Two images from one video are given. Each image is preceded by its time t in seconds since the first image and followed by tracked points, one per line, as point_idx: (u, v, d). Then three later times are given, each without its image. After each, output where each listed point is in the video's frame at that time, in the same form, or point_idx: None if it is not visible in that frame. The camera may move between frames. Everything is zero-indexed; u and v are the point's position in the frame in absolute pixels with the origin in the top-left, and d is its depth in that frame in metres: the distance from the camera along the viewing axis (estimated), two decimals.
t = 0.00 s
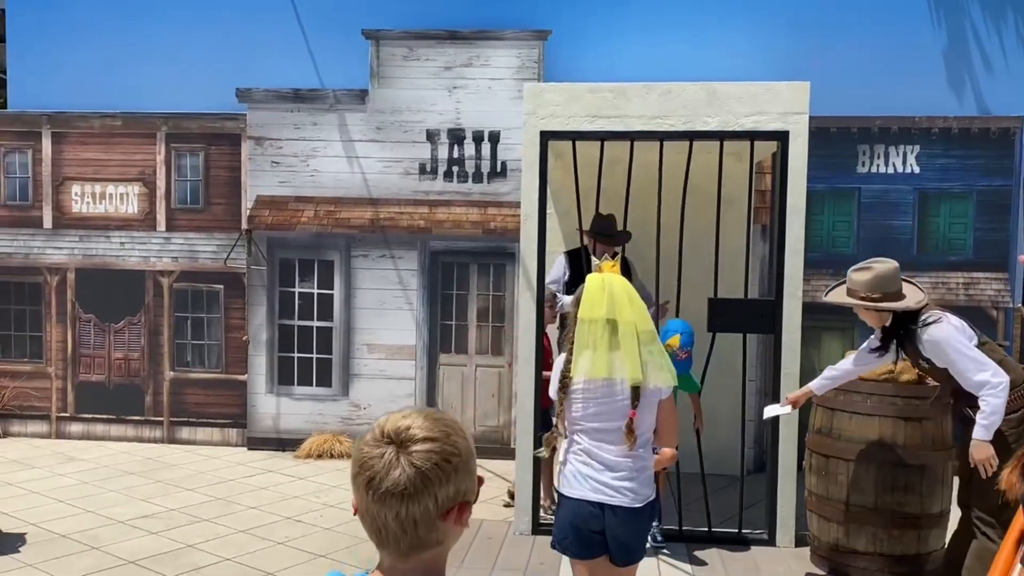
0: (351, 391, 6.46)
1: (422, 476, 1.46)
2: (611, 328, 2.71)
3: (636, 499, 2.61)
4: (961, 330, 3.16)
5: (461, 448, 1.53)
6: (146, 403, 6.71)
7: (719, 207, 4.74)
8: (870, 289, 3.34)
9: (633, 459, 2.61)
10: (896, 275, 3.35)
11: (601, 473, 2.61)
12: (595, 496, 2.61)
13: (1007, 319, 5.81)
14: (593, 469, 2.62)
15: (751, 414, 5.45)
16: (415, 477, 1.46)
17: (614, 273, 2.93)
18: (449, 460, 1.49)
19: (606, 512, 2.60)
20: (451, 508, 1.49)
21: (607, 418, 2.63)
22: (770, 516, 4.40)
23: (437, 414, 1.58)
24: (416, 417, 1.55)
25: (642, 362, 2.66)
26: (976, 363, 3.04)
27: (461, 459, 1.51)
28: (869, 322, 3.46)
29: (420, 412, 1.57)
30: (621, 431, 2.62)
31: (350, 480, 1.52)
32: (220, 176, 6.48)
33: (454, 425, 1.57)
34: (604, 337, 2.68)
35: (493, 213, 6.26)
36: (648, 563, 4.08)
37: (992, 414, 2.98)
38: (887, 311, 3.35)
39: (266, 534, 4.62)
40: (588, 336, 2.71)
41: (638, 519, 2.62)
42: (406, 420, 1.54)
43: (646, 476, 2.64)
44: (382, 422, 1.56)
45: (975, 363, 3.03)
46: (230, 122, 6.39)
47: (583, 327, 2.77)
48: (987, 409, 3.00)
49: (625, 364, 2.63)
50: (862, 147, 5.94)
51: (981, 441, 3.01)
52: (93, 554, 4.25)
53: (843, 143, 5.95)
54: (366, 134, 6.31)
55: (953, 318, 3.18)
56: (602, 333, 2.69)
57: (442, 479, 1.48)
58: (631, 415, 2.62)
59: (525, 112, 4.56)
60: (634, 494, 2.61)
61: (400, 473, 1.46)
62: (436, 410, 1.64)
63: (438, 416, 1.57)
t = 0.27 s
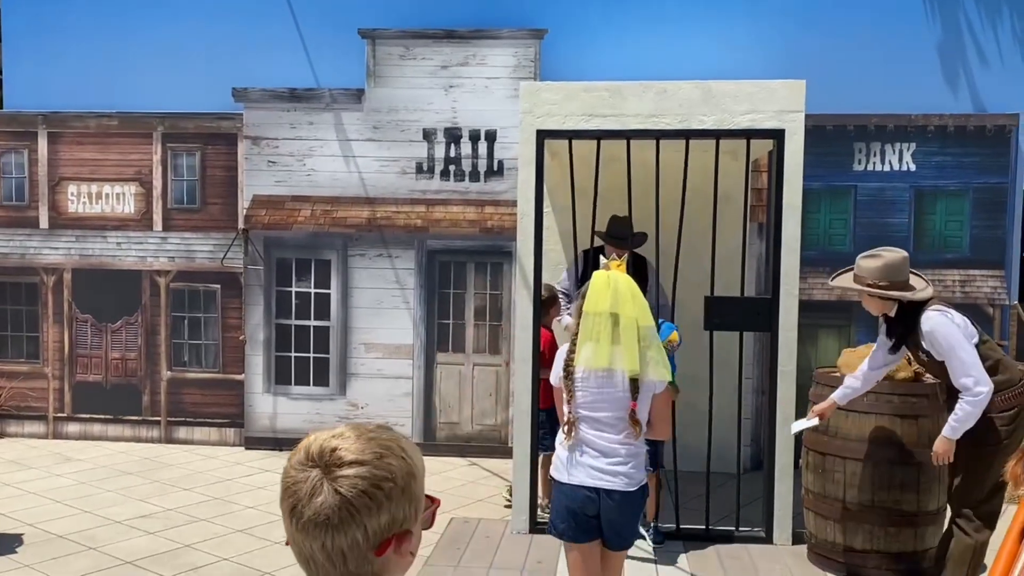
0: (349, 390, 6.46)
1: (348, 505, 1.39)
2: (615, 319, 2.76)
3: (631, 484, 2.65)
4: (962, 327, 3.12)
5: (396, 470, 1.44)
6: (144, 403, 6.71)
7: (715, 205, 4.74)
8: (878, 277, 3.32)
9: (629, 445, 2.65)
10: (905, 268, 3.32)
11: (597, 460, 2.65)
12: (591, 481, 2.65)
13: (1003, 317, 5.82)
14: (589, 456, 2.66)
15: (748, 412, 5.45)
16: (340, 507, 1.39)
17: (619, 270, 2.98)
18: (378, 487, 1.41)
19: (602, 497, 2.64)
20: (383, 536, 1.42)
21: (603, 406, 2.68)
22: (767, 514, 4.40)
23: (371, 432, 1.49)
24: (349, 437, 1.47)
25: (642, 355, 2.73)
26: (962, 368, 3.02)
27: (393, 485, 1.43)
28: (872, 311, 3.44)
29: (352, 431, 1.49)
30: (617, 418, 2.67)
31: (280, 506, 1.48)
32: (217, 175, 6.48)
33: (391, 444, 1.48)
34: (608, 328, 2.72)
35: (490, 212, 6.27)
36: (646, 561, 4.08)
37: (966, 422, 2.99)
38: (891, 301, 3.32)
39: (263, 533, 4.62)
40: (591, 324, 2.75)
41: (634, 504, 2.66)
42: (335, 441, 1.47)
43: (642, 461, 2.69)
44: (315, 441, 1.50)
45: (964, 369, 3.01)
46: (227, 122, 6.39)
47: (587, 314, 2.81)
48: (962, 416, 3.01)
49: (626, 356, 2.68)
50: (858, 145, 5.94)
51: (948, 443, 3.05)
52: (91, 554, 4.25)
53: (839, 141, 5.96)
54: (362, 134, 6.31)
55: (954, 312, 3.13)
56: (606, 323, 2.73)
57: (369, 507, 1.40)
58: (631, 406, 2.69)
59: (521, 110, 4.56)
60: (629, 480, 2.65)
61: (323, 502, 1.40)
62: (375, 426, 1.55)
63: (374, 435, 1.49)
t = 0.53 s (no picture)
0: (343, 390, 6.46)
1: (359, 530, 1.32)
2: (623, 315, 2.87)
3: (621, 473, 2.72)
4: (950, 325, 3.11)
5: (409, 490, 1.38)
6: (138, 403, 6.69)
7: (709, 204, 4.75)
8: (872, 275, 3.32)
9: (621, 435, 2.73)
10: (899, 266, 3.33)
11: (589, 449, 2.72)
12: (584, 470, 2.71)
13: (997, 314, 5.83)
14: (581, 445, 2.73)
15: (742, 410, 5.46)
16: (352, 533, 1.32)
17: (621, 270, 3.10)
18: (391, 510, 1.34)
19: (593, 486, 2.71)
20: (396, 561, 1.35)
21: (598, 397, 2.76)
22: (762, 512, 4.41)
23: (379, 451, 1.42)
24: (355, 456, 1.40)
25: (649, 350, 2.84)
26: (949, 367, 3.01)
27: (406, 505, 1.37)
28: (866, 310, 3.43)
29: (359, 450, 1.42)
30: (610, 408, 2.76)
31: (285, 532, 1.40)
32: (210, 176, 6.47)
33: (401, 461, 1.41)
34: (617, 323, 2.82)
35: (484, 211, 6.27)
36: (641, 559, 4.09)
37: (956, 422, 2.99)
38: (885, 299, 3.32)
39: (258, 534, 4.62)
40: (601, 319, 2.85)
41: (622, 493, 2.73)
42: (342, 461, 1.40)
43: (633, 451, 2.76)
44: (319, 461, 1.42)
45: (951, 366, 3.00)
46: (220, 122, 6.38)
47: (594, 310, 2.91)
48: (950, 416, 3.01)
49: (636, 350, 2.79)
50: (852, 144, 5.96)
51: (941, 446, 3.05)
52: (85, 556, 4.24)
53: (833, 140, 5.97)
54: (356, 133, 6.30)
55: (943, 313, 3.13)
56: (616, 318, 2.84)
57: (383, 532, 1.33)
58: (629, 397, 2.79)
59: (515, 110, 4.56)
60: (620, 468, 2.72)
61: (333, 529, 1.33)
62: (382, 441, 1.48)
63: (382, 453, 1.42)
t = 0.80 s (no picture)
0: (337, 390, 6.45)
1: (420, 539, 1.30)
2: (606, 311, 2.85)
3: (604, 463, 2.74)
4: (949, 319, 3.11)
5: (468, 498, 1.37)
6: (131, 403, 6.67)
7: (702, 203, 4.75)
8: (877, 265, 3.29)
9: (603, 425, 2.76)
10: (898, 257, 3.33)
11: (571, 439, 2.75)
12: (569, 460, 2.75)
13: (989, 312, 5.85)
14: (564, 436, 2.77)
15: (736, 409, 5.47)
16: (413, 541, 1.30)
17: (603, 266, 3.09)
18: (452, 518, 1.33)
19: (576, 476, 2.74)
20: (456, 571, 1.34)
21: (582, 391, 2.80)
22: (755, 510, 4.42)
23: (436, 458, 1.40)
24: (413, 463, 1.38)
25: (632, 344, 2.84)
26: (952, 361, 3.00)
27: (467, 514, 1.35)
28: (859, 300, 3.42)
29: (416, 457, 1.40)
30: (592, 399, 2.79)
31: (341, 542, 1.37)
32: (203, 175, 6.45)
33: (459, 469, 1.40)
34: (601, 320, 2.82)
35: (478, 210, 6.26)
36: (634, 557, 4.09)
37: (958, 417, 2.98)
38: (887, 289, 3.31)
39: (251, 534, 4.61)
40: (584, 316, 2.84)
41: (606, 483, 2.74)
42: (401, 468, 1.37)
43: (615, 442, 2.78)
44: (375, 469, 1.39)
45: (954, 361, 2.99)
46: (213, 121, 6.37)
47: (577, 307, 2.89)
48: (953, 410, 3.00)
49: (619, 346, 2.79)
50: (844, 142, 5.97)
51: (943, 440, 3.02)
52: (77, 557, 4.23)
53: (825, 138, 5.98)
54: (349, 132, 6.29)
55: (942, 308, 3.12)
56: (598, 315, 2.82)
57: (444, 541, 1.32)
58: (614, 390, 2.81)
59: (507, 109, 4.56)
60: (604, 458, 2.74)
61: (395, 537, 1.30)
62: (436, 448, 1.46)
63: (438, 460, 1.40)
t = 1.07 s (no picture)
0: (331, 389, 6.45)
1: (449, 539, 1.31)
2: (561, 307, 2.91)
3: (570, 457, 2.85)
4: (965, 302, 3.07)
5: (495, 496, 1.37)
6: (124, 403, 6.66)
7: (694, 202, 4.77)
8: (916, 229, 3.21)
9: (567, 421, 2.85)
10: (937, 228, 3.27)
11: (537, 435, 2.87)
12: (536, 457, 2.87)
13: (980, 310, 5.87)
14: (530, 434, 2.90)
15: (728, 407, 5.49)
16: (442, 542, 1.31)
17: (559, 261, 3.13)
18: (481, 518, 1.34)
19: (544, 471, 2.86)
20: (485, 568, 1.35)
21: (543, 389, 2.89)
22: (747, 508, 4.44)
23: (463, 457, 1.40)
24: (440, 462, 1.38)
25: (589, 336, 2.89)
26: (955, 343, 2.98)
27: (495, 513, 1.36)
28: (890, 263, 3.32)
29: (442, 457, 1.39)
30: (553, 397, 2.88)
31: (369, 541, 1.37)
32: (195, 175, 6.44)
33: (486, 467, 1.40)
34: (557, 318, 2.89)
35: (471, 209, 6.26)
36: (628, 556, 4.10)
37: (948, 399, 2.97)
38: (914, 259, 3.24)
39: (244, 533, 4.61)
40: (540, 315, 2.91)
41: (574, 477, 2.86)
42: (427, 468, 1.37)
43: (582, 435, 2.88)
44: (401, 467, 1.39)
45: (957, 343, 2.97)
46: (205, 120, 6.36)
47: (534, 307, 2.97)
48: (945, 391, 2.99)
49: (575, 341, 2.85)
50: (836, 141, 5.99)
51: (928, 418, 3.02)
52: (69, 557, 4.22)
53: (817, 137, 6.00)
54: (342, 131, 6.29)
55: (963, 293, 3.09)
56: (553, 313, 2.89)
57: (473, 541, 1.33)
58: (574, 386, 2.88)
59: (500, 108, 4.56)
60: (568, 453, 2.85)
61: (424, 538, 1.31)
62: (462, 447, 1.46)
63: (464, 459, 1.40)
